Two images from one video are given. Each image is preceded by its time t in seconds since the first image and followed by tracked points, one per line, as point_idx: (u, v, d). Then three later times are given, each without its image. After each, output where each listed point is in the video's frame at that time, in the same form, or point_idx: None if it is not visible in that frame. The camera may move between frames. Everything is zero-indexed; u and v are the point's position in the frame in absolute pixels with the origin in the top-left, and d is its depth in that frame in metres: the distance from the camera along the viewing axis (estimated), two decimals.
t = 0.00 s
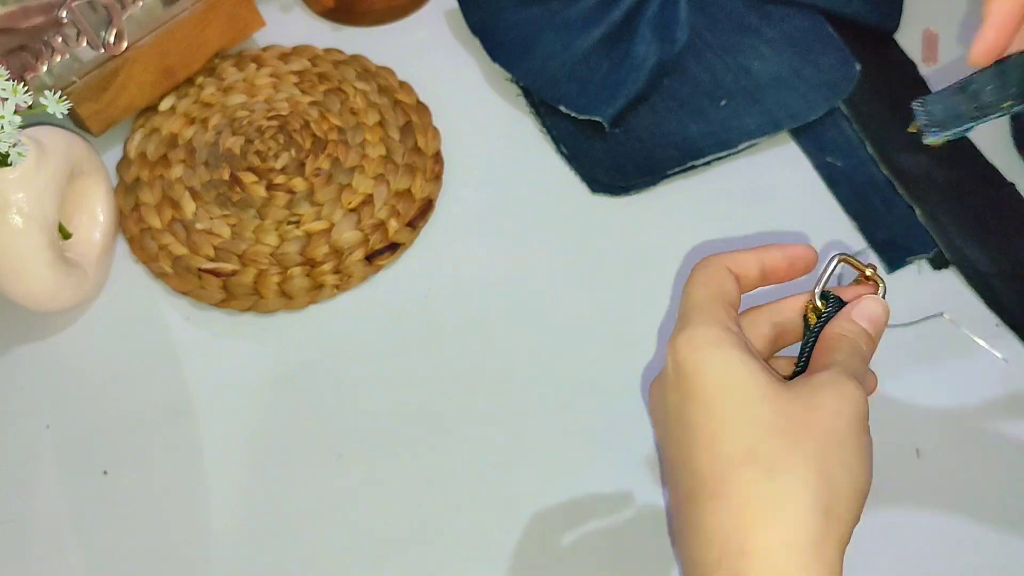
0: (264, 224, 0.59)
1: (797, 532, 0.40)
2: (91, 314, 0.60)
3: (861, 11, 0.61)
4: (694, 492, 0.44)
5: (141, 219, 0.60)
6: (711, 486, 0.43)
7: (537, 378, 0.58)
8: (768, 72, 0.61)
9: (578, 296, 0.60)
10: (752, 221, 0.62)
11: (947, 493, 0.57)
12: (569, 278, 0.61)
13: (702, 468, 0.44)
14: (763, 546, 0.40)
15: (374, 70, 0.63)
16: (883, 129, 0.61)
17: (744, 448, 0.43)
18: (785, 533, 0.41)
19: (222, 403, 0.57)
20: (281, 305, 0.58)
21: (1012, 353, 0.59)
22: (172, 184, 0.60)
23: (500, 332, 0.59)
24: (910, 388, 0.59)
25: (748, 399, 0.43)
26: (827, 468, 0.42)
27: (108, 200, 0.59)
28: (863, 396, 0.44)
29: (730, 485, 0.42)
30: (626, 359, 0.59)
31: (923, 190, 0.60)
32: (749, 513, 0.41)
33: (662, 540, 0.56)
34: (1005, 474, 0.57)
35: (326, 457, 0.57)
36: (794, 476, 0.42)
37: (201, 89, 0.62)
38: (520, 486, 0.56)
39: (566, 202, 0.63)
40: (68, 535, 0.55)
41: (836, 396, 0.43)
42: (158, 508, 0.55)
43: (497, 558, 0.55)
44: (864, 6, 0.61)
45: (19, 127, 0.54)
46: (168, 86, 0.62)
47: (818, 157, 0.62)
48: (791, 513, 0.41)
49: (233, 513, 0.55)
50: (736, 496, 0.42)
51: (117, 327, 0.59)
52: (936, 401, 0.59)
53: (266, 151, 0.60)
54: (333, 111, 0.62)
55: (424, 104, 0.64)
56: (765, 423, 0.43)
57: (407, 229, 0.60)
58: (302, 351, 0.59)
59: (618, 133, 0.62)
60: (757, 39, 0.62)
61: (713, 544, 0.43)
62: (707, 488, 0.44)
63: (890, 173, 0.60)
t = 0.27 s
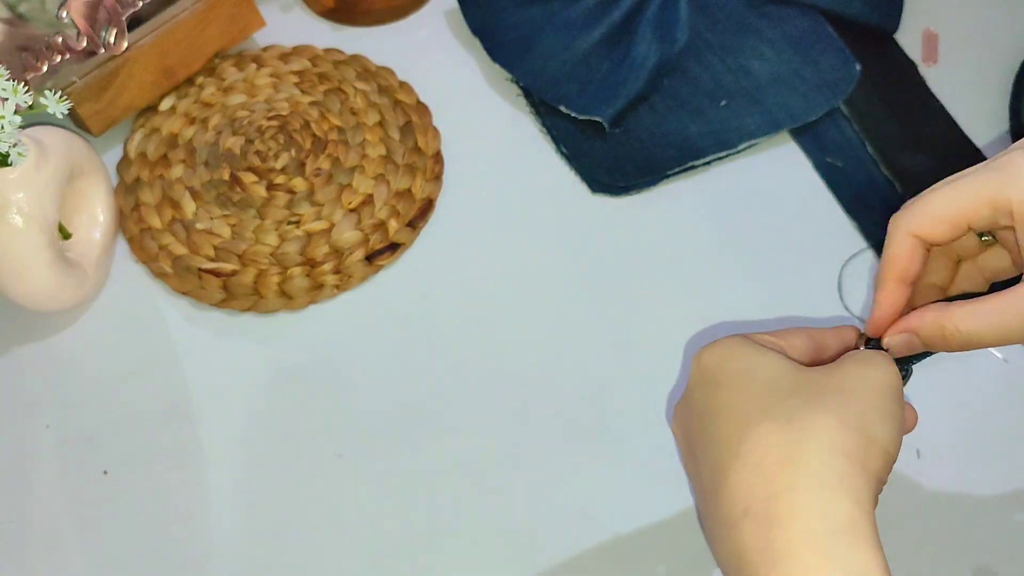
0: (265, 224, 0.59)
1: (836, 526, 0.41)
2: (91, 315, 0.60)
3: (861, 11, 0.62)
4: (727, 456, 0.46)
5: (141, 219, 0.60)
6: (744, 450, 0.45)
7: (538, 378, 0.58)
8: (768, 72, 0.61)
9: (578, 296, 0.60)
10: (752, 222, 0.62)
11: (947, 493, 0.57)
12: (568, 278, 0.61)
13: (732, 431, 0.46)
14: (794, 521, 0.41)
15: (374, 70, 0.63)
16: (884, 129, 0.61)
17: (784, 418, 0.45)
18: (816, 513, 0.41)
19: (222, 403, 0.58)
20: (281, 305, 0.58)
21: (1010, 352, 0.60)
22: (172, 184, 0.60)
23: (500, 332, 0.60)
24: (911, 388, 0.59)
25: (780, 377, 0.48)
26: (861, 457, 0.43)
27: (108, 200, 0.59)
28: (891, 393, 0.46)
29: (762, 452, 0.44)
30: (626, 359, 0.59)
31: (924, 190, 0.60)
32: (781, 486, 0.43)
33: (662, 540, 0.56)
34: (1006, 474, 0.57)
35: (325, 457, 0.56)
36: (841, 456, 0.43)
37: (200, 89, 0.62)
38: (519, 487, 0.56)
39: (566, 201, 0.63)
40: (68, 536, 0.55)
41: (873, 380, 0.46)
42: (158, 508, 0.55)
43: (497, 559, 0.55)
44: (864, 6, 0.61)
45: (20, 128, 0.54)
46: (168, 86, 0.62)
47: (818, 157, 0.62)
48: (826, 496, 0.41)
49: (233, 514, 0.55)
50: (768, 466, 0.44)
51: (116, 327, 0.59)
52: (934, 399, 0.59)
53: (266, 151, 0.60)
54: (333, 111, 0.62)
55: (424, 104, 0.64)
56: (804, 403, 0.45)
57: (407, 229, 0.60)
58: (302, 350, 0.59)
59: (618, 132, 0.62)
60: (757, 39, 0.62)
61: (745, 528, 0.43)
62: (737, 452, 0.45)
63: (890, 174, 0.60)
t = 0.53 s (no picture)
0: (265, 224, 0.59)
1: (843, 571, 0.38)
2: (91, 315, 0.60)
3: (861, 11, 0.62)
4: (736, 514, 0.42)
5: (141, 219, 0.60)
6: (751, 505, 0.41)
7: (537, 378, 0.58)
8: (768, 72, 0.61)
9: (578, 296, 0.60)
10: (752, 221, 0.62)
11: (946, 490, 0.57)
12: (568, 278, 0.61)
13: (739, 487, 0.42)
14: None
15: (374, 70, 0.64)
16: (884, 129, 0.61)
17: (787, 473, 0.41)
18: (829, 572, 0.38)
19: (223, 403, 0.58)
20: (281, 305, 0.58)
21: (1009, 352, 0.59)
22: (173, 184, 0.60)
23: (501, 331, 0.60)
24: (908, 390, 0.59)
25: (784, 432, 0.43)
26: (864, 514, 0.39)
27: (108, 201, 0.59)
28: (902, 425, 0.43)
29: (772, 508, 0.40)
30: (627, 359, 0.59)
31: (923, 191, 0.60)
32: (792, 546, 0.39)
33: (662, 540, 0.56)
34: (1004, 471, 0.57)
35: (326, 457, 0.57)
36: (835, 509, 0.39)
37: (200, 88, 0.62)
38: (520, 487, 0.56)
39: (566, 201, 0.63)
40: (68, 536, 0.55)
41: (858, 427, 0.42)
42: (158, 509, 0.55)
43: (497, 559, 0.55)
44: (864, 6, 0.61)
45: (20, 128, 0.54)
46: (168, 86, 0.62)
47: (818, 157, 0.62)
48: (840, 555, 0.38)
49: (233, 514, 0.55)
50: (775, 525, 0.40)
51: (116, 326, 0.59)
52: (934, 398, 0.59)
53: (265, 151, 0.60)
54: (333, 111, 0.62)
55: (424, 105, 0.64)
56: (808, 458, 0.41)
57: (407, 229, 0.60)
58: (302, 350, 0.59)
59: (618, 133, 0.62)
60: (758, 39, 0.62)
61: None
62: (739, 507, 0.42)
63: (890, 174, 0.60)
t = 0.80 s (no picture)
0: (264, 223, 0.59)
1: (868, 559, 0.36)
2: (91, 315, 0.60)
3: (861, 11, 0.62)
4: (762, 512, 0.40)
5: (141, 218, 0.60)
6: (774, 496, 0.40)
7: (537, 379, 0.58)
8: (768, 71, 0.61)
9: (578, 296, 0.60)
10: (752, 221, 0.62)
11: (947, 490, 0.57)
12: (568, 278, 0.61)
13: (760, 477, 0.41)
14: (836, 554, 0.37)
15: (374, 70, 0.64)
16: (885, 129, 0.61)
17: (803, 452, 0.40)
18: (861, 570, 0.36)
19: (223, 403, 0.58)
20: (281, 305, 0.58)
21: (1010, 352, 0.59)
22: (173, 184, 0.60)
23: (501, 332, 0.60)
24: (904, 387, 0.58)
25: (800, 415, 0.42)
26: (889, 495, 0.38)
27: (108, 200, 0.59)
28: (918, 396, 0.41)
29: (793, 492, 0.39)
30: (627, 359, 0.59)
31: (924, 190, 0.60)
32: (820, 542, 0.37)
33: (662, 540, 0.56)
34: (1006, 473, 0.57)
35: (325, 457, 0.56)
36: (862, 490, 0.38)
37: (201, 88, 0.62)
38: (520, 487, 0.56)
39: (566, 201, 0.63)
40: (68, 537, 0.55)
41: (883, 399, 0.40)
42: (158, 509, 0.55)
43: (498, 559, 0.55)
44: (864, 6, 0.61)
45: (19, 128, 0.54)
46: (168, 87, 0.62)
47: (818, 157, 0.62)
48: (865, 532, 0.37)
49: (233, 515, 0.55)
50: (795, 508, 0.39)
51: (116, 327, 0.59)
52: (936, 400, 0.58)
53: (265, 151, 0.60)
54: (333, 111, 0.62)
55: (424, 104, 0.64)
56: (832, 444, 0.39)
57: (407, 229, 0.60)
58: (302, 350, 0.59)
59: (618, 132, 0.62)
60: (758, 39, 0.62)
61: None
62: (762, 494, 0.40)
63: (890, 173, 0.61)
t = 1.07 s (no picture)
0: (264, 223, 0.59)
1: None
2: (90, 315, 0.60)
3: (861, 11, 0.62)
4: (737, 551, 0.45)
5: (141, 218, 0.60)
6: (749, 536, 0.45)
7: (537, 379, 0.58)
8: (768, 72, 0.61)
9: (578, 296, 0.60)
10: (752, 221, 0.62)
11: (947, 490, 0.57)
12: (568, 278, 0.61)
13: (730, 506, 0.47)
14: None
15: (374, 70, 0.64)
16: (884, 129, 0.62)
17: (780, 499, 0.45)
18: None
19: (223, 403, 0.58)
20: (281, 305, 0.58)
21: (1011, 352, 0.59)
22: (173, 184, 0.60)
23: (501, 332, 0.60)
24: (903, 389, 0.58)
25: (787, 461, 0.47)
26: (843, 564, 0.43)
27: (108, 201, 0.59)
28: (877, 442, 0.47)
29: (760, 544, 0.44)
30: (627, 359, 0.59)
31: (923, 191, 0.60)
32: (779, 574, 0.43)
33: (662, 540, 0.55)
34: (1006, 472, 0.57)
35: (325, 457, 0.56)
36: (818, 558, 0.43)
37: (200, 88, 0.62)
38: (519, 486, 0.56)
39: (566, 201, 0.63)
40: (67, 537, 0.55)
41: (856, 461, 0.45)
42: (157, 509, 0.55)
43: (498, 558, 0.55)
44: (863, 6, 0.62)
45: (20, 128, 0.54)
46: (168, 86, 0.62)
47: (817, 157, 0.62)
48: None
49: (233, 515, 0.55)
50: (761, 546, 0.44)
51: (116, 326, 0.59)
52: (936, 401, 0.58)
53: (265, 151, 0.60)
54: (333, 111, 0.62)
55: (424, 104, 0.64)
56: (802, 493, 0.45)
57: (407, 229, 0.60)
58: (302, 350, 0.59)
59: (618, 132, 0.62)
60: (757, 39, 0.62)
61: None
62: (745, 549, 0.44)
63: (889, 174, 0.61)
